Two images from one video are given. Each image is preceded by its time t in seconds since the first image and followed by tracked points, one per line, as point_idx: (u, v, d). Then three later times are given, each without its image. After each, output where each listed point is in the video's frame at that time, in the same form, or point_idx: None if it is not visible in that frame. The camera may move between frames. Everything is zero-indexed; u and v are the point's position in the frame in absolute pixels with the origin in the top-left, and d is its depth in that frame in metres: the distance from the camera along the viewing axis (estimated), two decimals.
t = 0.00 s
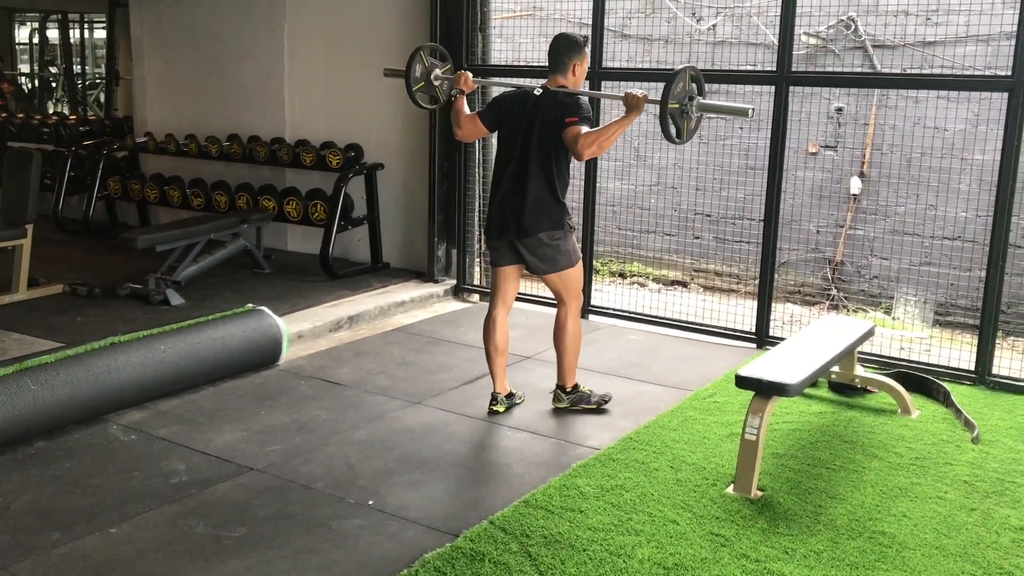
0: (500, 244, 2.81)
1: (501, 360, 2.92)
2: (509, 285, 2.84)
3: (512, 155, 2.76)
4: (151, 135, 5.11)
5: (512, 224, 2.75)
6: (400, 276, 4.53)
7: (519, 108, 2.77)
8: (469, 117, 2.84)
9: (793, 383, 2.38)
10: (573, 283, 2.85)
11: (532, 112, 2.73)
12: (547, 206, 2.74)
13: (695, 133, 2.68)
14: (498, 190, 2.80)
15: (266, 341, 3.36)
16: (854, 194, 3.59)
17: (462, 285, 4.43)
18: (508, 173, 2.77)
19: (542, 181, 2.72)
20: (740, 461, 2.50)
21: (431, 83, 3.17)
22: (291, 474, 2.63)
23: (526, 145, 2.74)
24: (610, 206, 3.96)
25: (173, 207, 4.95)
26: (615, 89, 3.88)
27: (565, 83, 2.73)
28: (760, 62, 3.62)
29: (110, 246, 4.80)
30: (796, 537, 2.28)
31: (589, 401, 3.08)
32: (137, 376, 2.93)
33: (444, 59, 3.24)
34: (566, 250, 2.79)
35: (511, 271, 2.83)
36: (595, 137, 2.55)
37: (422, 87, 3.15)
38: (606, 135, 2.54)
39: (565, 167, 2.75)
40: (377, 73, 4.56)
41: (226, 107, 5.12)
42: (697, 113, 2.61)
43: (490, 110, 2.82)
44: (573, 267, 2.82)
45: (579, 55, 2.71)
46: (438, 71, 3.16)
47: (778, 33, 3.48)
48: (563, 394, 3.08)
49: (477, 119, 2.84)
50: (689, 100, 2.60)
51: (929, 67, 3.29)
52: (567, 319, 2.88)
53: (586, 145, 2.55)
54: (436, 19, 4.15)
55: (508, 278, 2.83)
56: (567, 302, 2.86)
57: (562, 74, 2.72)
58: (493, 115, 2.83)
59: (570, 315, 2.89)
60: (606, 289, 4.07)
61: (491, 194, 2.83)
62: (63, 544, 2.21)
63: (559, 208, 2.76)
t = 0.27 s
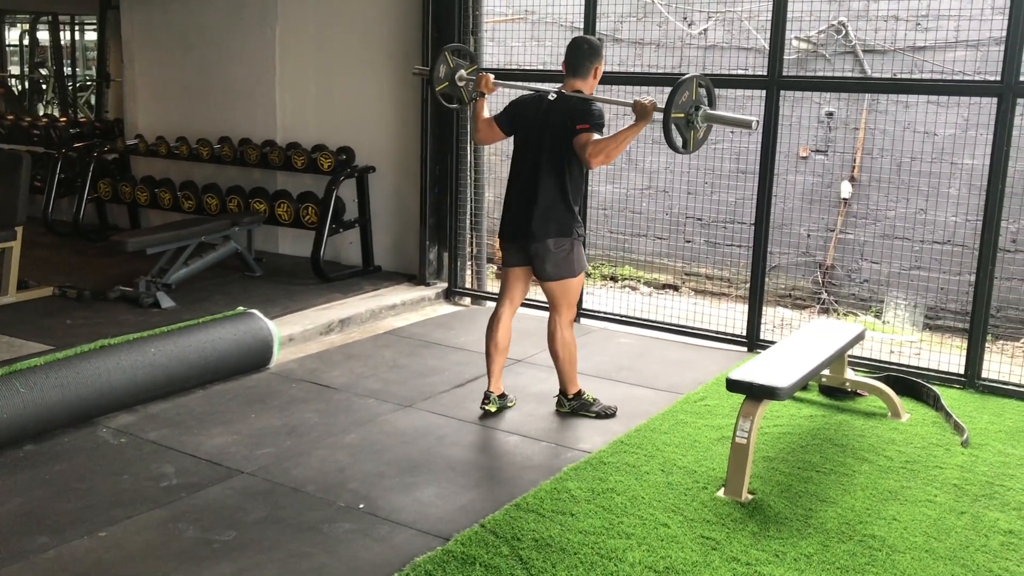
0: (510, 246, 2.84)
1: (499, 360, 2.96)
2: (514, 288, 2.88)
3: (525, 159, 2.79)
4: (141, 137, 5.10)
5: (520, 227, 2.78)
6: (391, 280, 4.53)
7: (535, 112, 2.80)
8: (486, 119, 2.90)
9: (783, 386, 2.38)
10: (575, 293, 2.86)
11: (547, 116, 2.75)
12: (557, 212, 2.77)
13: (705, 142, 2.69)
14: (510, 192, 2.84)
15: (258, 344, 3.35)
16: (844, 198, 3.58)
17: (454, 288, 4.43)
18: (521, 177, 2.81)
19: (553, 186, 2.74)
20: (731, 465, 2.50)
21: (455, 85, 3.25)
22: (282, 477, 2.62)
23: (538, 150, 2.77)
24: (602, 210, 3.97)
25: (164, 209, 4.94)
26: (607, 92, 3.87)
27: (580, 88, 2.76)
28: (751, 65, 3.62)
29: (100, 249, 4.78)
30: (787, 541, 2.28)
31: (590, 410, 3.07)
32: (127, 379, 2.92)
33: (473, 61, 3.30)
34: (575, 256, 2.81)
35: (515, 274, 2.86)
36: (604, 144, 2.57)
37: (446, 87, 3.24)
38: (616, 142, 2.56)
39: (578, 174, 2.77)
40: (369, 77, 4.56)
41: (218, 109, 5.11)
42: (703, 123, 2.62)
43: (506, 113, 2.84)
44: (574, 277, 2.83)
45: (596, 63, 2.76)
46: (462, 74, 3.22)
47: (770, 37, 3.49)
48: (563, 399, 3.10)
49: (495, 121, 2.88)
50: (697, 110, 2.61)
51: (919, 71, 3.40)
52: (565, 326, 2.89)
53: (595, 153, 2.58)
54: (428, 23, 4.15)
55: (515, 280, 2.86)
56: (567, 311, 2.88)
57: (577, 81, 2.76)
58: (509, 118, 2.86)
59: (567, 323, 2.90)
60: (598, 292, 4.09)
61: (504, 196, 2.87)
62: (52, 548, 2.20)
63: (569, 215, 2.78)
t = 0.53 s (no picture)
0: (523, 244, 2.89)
1: (511, 349, 3.08)
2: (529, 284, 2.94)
3: (540, 160, 2.83)
4: (136, 139, 5.09)
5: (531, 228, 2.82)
6: (387, 282, 4.53)
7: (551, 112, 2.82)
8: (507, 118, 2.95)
9: (778, 389, 2.39)
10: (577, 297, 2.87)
11: (563, 118, 2.78)
12: (569, 214, 2.79)
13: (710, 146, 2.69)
14: (527, 193, 2.88)
15: (253, 346, 3.35)
16: (840, 201, 3.65)
17: (449, 290, 4.43)
18: (536, 177, 2.84)
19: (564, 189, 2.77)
20: (726, 467, 2.50)
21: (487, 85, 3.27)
22: (277, 479, 2.62)
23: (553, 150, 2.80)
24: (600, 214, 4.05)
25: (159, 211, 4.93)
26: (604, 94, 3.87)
27: (598, 88, 2.76)
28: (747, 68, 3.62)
29: (95, 250, 4.77)
30: (782, 543, 2.28)
31: (585, 413, 3.07)
32: (122, 380, 2.92)
33: (507, 62, 3.31)
34: (585, 259, 2.82)
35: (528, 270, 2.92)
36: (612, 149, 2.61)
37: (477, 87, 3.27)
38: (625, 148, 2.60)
39: (592, 177, 2.78)
40: (365, 79, 4.56)
41: (213, 111, 5.10)
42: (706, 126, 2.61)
43: (524, 113, 2.87)
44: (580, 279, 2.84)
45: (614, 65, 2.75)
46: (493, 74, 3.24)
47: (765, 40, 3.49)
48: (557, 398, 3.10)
49: (514, 124, 2.91)
50: (700, 112, 2.61)
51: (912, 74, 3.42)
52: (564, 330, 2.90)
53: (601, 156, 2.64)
54: (424, 25, 4.15)
55: (531, 279, 2.92)
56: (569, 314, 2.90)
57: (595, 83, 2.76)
58: (526, 118, 2.88)
59: (567, 326, 2.91)
60: (594, 295, 4.10)
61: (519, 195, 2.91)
62: (46, 550, 2.19)
63: (580, 217, 2.79)
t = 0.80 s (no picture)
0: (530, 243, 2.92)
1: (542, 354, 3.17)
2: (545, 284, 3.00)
3: (550, 162, 2.86)
4: (137, 141, 5.09)
5: (535, 228, 2.85)
6: (386, 284, 4.53)
7: (562, 115, 2.85)
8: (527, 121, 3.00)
9: (777, 394, 2.38)
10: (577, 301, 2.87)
11: (571, 120, 2.80)
12: (570, 216, 2.80)
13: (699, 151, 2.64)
14: (539, 194, 2.93)
15: (252, 349, 3.35)
16: (840, 205, 3.66)
17: (449, 293, 4.43)
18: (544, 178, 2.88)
19: (566, 189, 2.79)
20: (725, 471, 2.50)
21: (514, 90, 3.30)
22: (276, 482, 2.62)
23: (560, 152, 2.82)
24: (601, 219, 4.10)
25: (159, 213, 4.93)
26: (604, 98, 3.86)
27: (609, 93, 2.76)
28: (746, 71, 3.64)
29: (95, 252, 4.78)
30: (781, 547, 2.28)
31: (584, 416, 3.07)
32: (121, 383, 2.92)
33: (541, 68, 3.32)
34: (586, 262, 2.81)
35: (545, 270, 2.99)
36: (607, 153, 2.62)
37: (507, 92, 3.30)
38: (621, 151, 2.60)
39: (595, 180, 2.78)
40: (366, 81, 4.56)
41: (214, 113, 5.11)
42: (691, 130, 2.56)
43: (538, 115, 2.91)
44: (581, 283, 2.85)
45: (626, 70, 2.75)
46: (523, 79, 3.27)
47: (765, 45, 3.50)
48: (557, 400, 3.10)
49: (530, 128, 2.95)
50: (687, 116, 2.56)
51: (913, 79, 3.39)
52: (562, 332, 2.91)
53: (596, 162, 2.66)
54: (424, 28, 4.16)
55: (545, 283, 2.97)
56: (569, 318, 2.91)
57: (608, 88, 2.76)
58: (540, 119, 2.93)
59: (568, 328, 2.92)
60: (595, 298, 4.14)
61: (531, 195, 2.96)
62: (45, 553, 2.19)
63: (581, 220, 2.79)
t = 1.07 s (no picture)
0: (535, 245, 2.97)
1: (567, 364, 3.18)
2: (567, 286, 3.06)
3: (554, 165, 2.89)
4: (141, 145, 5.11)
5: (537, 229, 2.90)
6: (390, 289, 4.54)
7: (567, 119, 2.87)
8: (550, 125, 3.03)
9: (781, 399, 2.38)
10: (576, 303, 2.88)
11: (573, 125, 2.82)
12: (569, 219, 2.83)
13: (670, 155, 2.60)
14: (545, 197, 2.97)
15: (256, 353, 3.36)
16: (843, 211, 3.67)
17: (452, 297, 4.44)
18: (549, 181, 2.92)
19: (566, 192, 2.81)
20: (729, 476, 2.50)
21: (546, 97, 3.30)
22: (280, 486, 2.62)
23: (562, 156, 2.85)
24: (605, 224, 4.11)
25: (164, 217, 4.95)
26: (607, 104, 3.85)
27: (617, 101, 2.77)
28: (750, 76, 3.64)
29: (100, 256, 4.79)
30: (784, 553, 2.28)
31: (588, 421, 3.07)
32: (125, 387, 2.92)
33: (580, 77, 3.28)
34: (585, 265, 2.84)
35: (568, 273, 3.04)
36: (590, 156, 2.64)
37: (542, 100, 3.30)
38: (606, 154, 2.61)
39: (596, 183, 2.79)
40: (369, 86, 4.57)
41: (218, 118, 5.12)
42: (658, 132, 2.54)
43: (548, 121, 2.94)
44: (582, 286, 2.87)
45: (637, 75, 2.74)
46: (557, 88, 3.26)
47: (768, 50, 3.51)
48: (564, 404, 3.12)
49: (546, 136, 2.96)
50: (654, 118, 2.53)
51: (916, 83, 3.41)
52: (562, 334, 2.92)
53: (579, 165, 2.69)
54: (428, 33, 4.17)
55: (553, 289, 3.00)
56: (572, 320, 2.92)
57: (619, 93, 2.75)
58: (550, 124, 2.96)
59: (570, 333, 2.93)
60: (599, 303, 4.14)
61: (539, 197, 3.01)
62: (50, 556, 2.20)
63: (579, 222, 2.81)
